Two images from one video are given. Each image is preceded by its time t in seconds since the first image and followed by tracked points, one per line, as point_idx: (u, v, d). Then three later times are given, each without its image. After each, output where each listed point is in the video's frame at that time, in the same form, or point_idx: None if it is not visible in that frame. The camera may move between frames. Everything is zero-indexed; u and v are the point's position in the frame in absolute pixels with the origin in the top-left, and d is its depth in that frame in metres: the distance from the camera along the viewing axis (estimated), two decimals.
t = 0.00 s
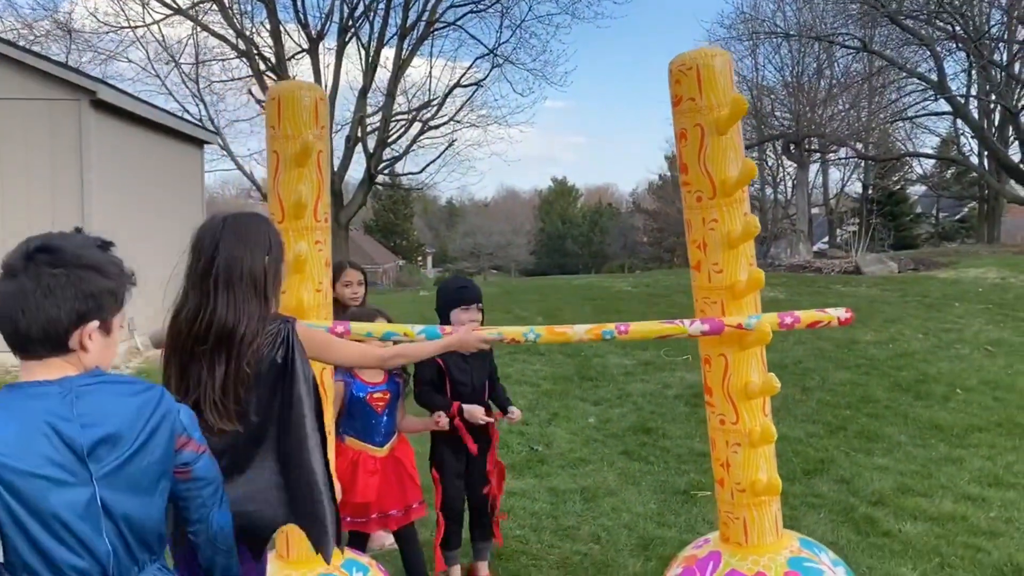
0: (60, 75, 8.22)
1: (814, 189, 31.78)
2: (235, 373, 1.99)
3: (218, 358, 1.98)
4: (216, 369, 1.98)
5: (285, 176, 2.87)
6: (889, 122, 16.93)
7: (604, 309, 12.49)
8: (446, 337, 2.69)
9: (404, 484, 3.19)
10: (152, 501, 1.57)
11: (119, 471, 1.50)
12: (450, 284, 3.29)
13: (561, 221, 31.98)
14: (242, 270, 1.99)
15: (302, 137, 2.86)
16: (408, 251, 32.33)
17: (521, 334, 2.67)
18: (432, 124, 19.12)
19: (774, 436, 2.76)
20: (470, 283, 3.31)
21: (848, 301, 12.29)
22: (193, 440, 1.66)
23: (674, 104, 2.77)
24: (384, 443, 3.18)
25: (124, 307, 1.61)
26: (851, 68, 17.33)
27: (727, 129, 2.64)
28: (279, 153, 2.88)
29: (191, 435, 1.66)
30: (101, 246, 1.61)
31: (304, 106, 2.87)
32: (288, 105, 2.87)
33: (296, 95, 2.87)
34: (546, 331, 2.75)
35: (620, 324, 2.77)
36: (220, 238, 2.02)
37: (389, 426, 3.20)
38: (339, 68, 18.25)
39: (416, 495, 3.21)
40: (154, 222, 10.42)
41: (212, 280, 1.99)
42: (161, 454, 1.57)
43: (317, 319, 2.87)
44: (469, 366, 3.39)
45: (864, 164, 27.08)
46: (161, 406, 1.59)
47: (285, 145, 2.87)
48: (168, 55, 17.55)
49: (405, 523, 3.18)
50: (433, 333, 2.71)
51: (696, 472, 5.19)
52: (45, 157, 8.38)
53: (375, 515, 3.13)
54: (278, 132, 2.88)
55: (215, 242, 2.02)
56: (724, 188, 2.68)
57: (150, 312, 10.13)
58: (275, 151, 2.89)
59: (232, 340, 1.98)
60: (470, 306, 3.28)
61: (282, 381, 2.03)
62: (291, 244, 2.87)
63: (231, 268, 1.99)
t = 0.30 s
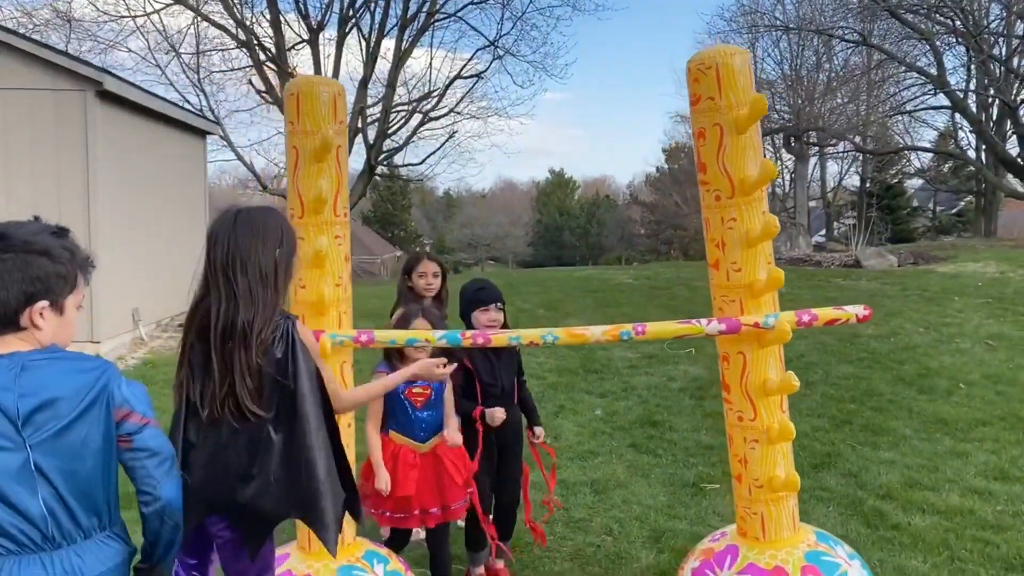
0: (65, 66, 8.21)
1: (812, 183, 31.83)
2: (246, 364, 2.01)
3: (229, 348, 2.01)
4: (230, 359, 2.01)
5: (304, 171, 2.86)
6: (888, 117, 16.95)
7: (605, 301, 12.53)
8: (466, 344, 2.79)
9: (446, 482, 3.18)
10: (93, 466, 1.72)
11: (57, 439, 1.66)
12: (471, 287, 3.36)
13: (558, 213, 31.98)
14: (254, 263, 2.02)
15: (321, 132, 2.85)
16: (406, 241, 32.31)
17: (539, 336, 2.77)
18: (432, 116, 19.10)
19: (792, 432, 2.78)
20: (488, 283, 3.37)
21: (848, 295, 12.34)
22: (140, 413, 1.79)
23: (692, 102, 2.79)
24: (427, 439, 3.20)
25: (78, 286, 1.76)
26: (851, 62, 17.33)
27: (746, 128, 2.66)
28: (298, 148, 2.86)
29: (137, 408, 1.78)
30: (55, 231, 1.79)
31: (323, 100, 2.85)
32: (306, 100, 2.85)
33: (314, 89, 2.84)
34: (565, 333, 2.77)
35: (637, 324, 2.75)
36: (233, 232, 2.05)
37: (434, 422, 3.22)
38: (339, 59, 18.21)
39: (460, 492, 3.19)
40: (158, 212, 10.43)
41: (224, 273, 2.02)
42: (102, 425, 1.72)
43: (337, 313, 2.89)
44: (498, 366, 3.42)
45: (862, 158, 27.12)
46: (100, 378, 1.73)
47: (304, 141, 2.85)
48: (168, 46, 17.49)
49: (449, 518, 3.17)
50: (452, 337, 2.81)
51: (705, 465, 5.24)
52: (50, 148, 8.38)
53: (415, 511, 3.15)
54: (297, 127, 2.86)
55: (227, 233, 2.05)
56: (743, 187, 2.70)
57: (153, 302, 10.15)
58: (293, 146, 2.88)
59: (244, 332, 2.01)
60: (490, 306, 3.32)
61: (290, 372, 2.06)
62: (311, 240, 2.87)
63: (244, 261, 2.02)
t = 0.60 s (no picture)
0: (71, 52, 8.20)
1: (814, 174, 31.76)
2: (200, 359, 2.26)
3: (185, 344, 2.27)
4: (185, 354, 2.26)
5: (330, 160, 2.86)
6: (892, 108, 16.91)
7: (609, 291, 12.52)
8: (487, 333, 2.80)
9: (472, 471, 3.16)
10: (102, 443, 2.00)
11: (73, 415, 1.95)
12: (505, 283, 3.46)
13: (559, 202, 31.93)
14: (206, 266, 2.30)
15: (347, 120, 2.84)
16: (406, 229, 32.26)
17: (561, 326, 2.78)
18: (435, 104, 19.05)
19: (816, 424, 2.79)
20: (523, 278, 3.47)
21: (853, 286, 12.33)
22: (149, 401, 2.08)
23: (725, 91, 2.80)
24: (457, 426, 3.21)
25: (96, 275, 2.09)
26: (854, 52, 17.28)
27: (780, 118, 2.67)
28: (324, 137, 2.86)
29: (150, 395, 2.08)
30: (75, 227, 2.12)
31: (350, 89, 2.85)
32: (332, 89, 2.85)
33: (341, 78, 2.84)
34: (587, 323, 2.79)
35: (661, 316, 2.79)
36: (189, 237, 2.32)
37: (466, 409, 3.23)
38: (341, 46, 18.15)
39: (488, 481, 3.15)
40: (164, 199, 10.40)
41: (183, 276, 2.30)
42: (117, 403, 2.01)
43: (360, 302, 2.89)
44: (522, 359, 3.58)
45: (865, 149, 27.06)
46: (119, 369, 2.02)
47: (331, 129, 2.85)
48: (169, 31, 17.39)
49: (477, 507, 3.14)
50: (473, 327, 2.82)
51: (715, 456, 5.25)
52: (55, 133, 8.35)
53: (439, 498, 3.13)
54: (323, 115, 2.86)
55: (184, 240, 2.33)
56: (774, 177, 2.71)
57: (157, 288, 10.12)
58: (319, 134, 2.88)
59: (199, 328, 2.27)
60: (521, 303, 3.41)
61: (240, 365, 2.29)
62: (336, 228, 2.86)
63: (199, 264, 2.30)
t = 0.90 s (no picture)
0: (80, 36, 8.29)
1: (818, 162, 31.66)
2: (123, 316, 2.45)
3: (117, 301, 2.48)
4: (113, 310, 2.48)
5: (345, 145, 2.85)
6: (898, 96, 16.83)
7: (615, 278, 12.50)
8: (500, 322, 2.80)
9: (485, 456, 3.17)
10: (97, 408, 2.12)
11: (72, 375, 2.05)
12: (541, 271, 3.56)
13: (561, 189, 31.91)
14: (151, 236, 2.50)
15: (362, 105, 2.83)
16: (408, 215, 32.19)
17: (575, 316, 2.77)
18: (439, 89, 18.99)
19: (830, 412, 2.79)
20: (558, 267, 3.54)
21: (859, 275, 12.31)
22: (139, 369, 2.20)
23: (739, 78, 2.78)
24: (470, 411, 3.20)
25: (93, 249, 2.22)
26: (860, 39, 17.18)
27: (795, 105, 2.66)
28: (338, 121, 2.85)
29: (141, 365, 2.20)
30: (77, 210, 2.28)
31: (364, 73, 2.84)
32: (347, 73, 2.83)
33: (355, 63, 2.83)
34: (600, 313, 2.78)
35: (674, 306, 2.78)
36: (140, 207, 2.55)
37: (478, 395, 3.22)
38: (345, 31, 18.08)
39: (498, 467, 3.18)
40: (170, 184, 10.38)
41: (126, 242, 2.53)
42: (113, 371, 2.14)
43: (375, 289, 2.89)
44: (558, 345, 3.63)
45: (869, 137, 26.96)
46: (116, 337, 2.13)
47: (345, 114, 2.84)
48: (173, 15, 17.33)
49: (483, 492, 3.18)
50: (485, 316, 2.82)
51: (723, 443, 5.25)
52: (63, 114, 8.33)
53: (449, 481, 3.16)
54: (337, 100, 2.85)
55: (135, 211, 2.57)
56: (789, 164, 2.69)
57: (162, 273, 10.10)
58: (333, 119, 2.87)
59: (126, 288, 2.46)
60: (555, 290, 3.47)
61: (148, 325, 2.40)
62: (351, 214, 2.85)
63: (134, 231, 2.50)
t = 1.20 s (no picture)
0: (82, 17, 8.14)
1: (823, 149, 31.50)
2: (115, 287, 2.47)
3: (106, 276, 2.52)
4: (102, 285, 2.50)
5: (349, 128, 2.80)
6: (905, 83, 16.71)
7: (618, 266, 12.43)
8: (502, 310, 2.77)
9: (493, 446, 3.14)
10: (22, 380, 2.54)
11: None
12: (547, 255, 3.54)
13: (564, 176, 31.79)
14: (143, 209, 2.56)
15: (367, 88, 2.77)
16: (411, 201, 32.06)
17: (579, 306, 2.73)
18: (443, 74, 18.87)
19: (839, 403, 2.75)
20: (564, 252, 3.51)
21: (864, 264, 12.23)
22: (60, 349, 2.58)
23: (756, 62, 2.73)
24: (481, 402, 3.18)
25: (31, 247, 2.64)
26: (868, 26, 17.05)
27: (811, 90, 2.61)
28: (343, 105, 2.80)
29: (59, 346, 2.58)
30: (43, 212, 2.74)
31: (369, 55, 2.78)
32: (351, 55, 2.78)
33: (360, 44, 2.77)
34: (605, 303, 2.73)
35: (680, 295, 2.74)
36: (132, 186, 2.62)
37: (489, 385, 3.19)
38: (349, 15, 17.95)
39: (502, 462, 3.11)
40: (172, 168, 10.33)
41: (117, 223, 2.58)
42: (28, 350, 2.53)
43: (378, 275, 2.84)
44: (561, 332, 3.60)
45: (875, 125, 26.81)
46: (33, 320, 2.53)
47: (350, 97, 2.78)
48: None
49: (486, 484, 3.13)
50: (487, 304, 2.78)
51: (727, 433, 5.22)
52: (64, 99, 8.30)
53: (451, 469, 3.13)
54: (342, 82, 2.80)
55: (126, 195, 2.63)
56: (804, 151, 2.65)
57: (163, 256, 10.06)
58: (338, 102, 2.81)
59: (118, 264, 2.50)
60: (560, 276, 3.44)
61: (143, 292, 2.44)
62: (354, 199, 2.81)
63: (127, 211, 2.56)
